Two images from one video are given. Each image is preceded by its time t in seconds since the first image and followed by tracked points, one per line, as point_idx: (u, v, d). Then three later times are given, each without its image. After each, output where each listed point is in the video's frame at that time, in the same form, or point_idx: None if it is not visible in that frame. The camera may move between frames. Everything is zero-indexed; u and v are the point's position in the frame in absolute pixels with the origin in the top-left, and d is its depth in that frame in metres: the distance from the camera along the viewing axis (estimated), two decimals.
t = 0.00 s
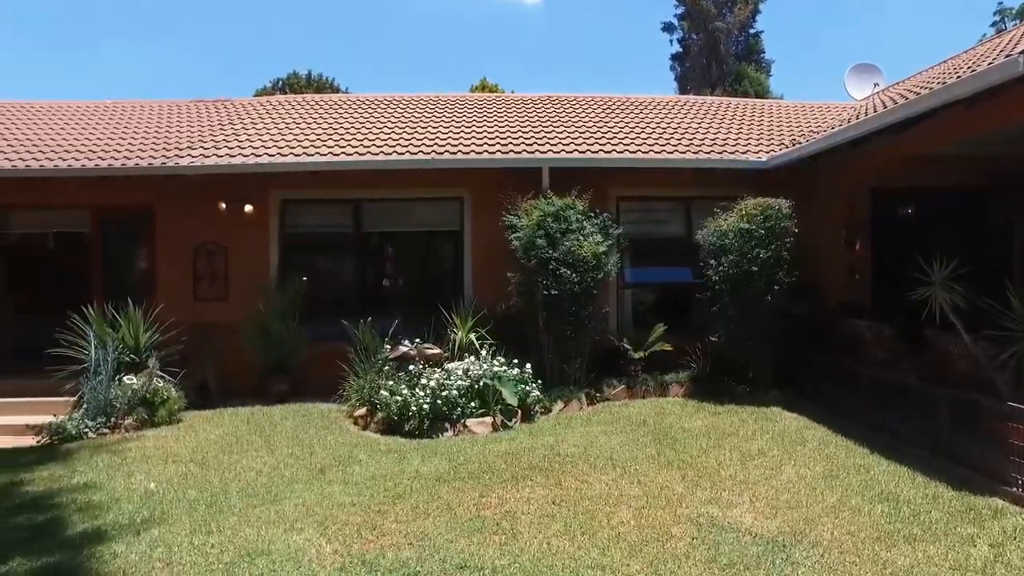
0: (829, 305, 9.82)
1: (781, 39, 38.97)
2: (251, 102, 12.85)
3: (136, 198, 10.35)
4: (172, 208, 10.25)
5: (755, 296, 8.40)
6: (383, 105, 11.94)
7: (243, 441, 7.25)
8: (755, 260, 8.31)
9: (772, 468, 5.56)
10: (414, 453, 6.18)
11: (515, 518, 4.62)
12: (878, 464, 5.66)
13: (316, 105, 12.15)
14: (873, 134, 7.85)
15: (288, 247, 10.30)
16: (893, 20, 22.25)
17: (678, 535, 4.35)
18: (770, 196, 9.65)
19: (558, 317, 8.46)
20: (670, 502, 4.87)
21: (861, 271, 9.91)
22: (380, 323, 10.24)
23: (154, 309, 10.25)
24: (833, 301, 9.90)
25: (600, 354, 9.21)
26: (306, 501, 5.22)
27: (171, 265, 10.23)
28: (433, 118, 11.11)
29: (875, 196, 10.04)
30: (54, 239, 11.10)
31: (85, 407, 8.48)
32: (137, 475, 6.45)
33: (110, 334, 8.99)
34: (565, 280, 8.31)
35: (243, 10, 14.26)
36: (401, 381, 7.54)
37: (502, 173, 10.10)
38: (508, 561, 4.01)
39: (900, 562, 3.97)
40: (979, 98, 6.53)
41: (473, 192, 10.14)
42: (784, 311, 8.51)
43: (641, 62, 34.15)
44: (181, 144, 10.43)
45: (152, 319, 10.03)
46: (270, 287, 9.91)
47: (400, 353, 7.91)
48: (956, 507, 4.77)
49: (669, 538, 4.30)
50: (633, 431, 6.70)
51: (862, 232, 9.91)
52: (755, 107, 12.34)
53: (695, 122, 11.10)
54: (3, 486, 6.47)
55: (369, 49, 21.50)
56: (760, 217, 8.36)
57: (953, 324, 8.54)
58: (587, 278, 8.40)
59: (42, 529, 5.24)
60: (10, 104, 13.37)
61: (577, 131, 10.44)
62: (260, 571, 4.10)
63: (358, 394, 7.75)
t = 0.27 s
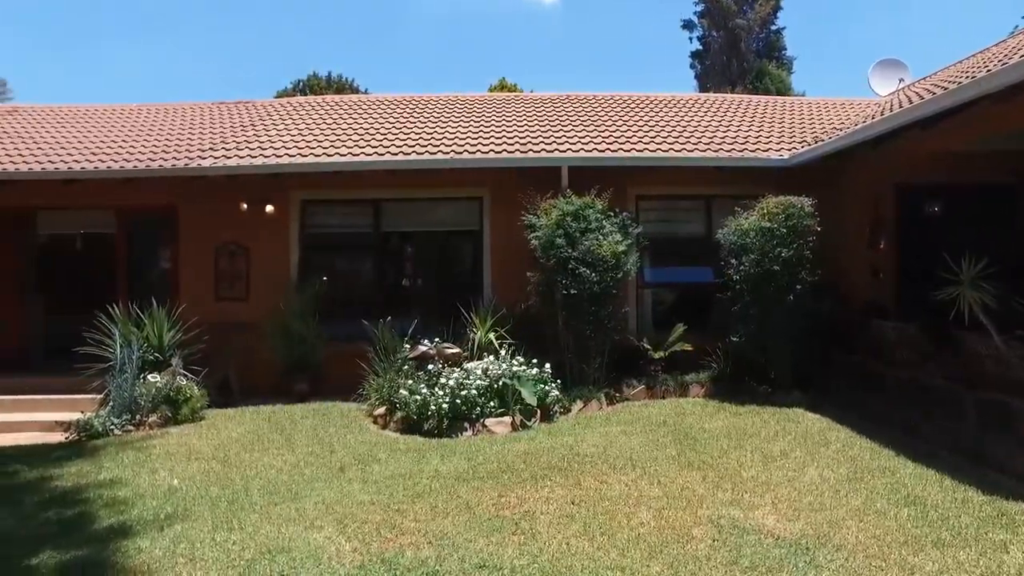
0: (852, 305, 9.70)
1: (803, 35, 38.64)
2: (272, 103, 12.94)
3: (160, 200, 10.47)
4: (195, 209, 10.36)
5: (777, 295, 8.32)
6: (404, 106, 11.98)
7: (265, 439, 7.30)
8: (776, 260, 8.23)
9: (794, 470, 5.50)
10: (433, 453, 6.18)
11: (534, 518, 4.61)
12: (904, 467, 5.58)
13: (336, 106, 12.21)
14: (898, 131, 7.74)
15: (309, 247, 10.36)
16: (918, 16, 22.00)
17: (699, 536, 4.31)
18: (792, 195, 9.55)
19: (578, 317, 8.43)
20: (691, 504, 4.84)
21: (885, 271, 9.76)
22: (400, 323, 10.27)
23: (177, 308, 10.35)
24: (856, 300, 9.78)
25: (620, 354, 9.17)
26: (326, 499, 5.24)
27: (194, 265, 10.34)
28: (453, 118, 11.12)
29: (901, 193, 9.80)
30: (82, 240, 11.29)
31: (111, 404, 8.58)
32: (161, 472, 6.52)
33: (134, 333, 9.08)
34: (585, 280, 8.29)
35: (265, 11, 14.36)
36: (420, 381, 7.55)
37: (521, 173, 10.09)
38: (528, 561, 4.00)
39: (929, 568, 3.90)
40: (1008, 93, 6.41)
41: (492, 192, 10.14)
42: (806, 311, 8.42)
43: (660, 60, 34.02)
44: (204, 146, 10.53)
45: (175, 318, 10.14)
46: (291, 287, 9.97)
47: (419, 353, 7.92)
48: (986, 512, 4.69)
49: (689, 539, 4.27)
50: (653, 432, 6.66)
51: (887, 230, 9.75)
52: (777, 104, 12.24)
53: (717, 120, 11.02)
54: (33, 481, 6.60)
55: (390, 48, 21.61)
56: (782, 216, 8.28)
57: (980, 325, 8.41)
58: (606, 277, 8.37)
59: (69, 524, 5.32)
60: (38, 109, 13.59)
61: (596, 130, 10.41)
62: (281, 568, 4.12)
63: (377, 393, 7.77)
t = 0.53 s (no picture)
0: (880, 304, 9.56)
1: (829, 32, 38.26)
2: (298, 105, 13.05)
3: (187, 202, 10.61)
4: (222, 211, 10.49)
5: (803, 296, 8.22)
6: (428, 106, 12.02)
7: (289, 437, 7.36)
8: (802, 259, 8.14)
9: (821, 473, 5.43)
10: (455, 453, 6.19)
11: (556, 519, 4.60)
12: (935, 471, 5.48)
13: (361, 107, 12.29)
14: (927, 128, 7.62)
15: (332, 248, 10.42)
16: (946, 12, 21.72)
17: (723, 539, 4.28)
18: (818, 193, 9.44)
19: (601, 317, 8.40)
20: (715, 506, 4.80)
21: (916, 270, 9.53)
22: (423, 323, 10.29)
23: (204, 308, 10.49)
24: (885, 300, 9.63)
25: (643, 355, 9.13)
26: (349, 498, 5.26)
27: (220, 266, 10.46)
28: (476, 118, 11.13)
29: (932, 192, 9.64)
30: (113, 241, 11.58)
31: (141, 402, 8.72)
32: (188, 469, 6.60)
33: (163, 333, 9.19)
34: (607, 280, 8.26)
35: (290, 14, 14.48)
36: (443, 380, 7.56)
37: (544, 172, 10.07)
38: (550, 562, 3.99)
39: None
40: None
41: (515, 192, 10.13)
42: (833, 311, 8.31)
43: (683, 58, 33.86)
44: (230, 148, 10.65)
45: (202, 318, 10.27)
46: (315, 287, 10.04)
47: (442, 353, 7.95)
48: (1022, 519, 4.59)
49: (713, 542, 4.23)
50: (676, 433, 6.61)
51: (917, 229, 9.56)
52: (804, 101, 12.10)
53: (742, 118, 10.92)
54: (67, 477, 6.75)
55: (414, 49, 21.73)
56: (808, 215, 8.19)
57: (1013, 326, 8.24)
58: (629, 277, 8.33)
59: (100, 520, 5.42)
60: (70, 113, 13.86)
61: (620, 129, 10.36)
62: (305, 566, 4.14)
63: (400, 393, 7.80)
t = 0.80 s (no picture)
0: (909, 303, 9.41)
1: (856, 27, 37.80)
2: (322, 107, 13.14)
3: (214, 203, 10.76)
4: (248, 212, 10.62)
5: (829, 296, 8.13)
6: (451, 106, 12.05)
7: (313, 436, 7.42)
8: (829, 258, 8.05)
9: (848, 476, 5.37)
10: (478, 452, 6.19)
11: (579, 519, 4.59)
12: (967, 475, 5.38)
13: (384, 108, 12.35)
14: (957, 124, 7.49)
15: (356, 248, 10.49)
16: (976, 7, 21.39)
17: (748, 542, 4.24)
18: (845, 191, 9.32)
19: (624, 317, 8.37)
20: (739, 508, 4.76)
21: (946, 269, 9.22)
22: (445, 323, 10.32)
23: (230, 308, 10.61)
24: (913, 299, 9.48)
25: (665, 355, 9.09)
26: (372, 496, 5.29)
27: (246, 266, 10.58)
28: (499, 118, 11.14)
29: (965, 188, 9.54)
30: (143, 242, 11.45)
31: (169, 400, 8.82)
32: (215, 466, 6.68)
33: (190, 332, 9.30)
34: (630, 280, 8.23)
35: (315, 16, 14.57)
36: (466, 380, 7.58)
37: (566, 172, 10.04)
38: (572, 562, 3.99)
39: None
40: None
41: (537, 191, 10.12)
42: (859, 311, 8.22)
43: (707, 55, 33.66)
44: (255, 150, 10.77)
45: (228, 318, 10.39)
46: (339, 287, 10.11)
47: (464, 353, 7.97)
48: None
49: (738, 545, 4.19)
50: (700, 434, 6.57)
51: (946, 228, 9.30)
52: (831, 98, 11.96)
53: (767, 116, 10.81)
54: (98, 473, 6.88)
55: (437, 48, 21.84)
56: (835, 213, 8.10)
57: None
58: (652, 277, 8.29)
59: (130, 515, 5.52)
60: (101, 118, 14.09)
61: (643, 128, 10.32)
62: (329, 563, 4.18)
63: (422, 392, 7.83)
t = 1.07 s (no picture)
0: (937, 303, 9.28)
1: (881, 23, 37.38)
2: (344, 108, 13.21)
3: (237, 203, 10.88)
4: (271, 213, 10.72)
5: (853, 296, 8.05)
6: (472, 107, 12.08)
7: (335, 435, 7.47)
8: (853, 258, 7.97)
9: (874, 479, 5.31)
10: (498, 452, 6.20)
11: (600, 520, 4.59)
12: (997, 479, 5.29)
13: (406, 108, 12.41)
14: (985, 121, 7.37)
15: (377, 248, 10.54)
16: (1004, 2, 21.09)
17: (771, 545, 4.21)
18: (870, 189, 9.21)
19: (645, 317, 8.34)
20: (762, 510, 4.73)
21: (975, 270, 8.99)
22: (466, 323, 10.34)
23: (253, 308, 10.71)
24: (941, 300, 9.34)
25: (687, 356, 9.05)
26: (394, 495, 5.32)
27: (269, 266, 10.68)
28: (520, 118, 11.14)
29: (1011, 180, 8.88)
30: (168, 244, 11.74)
31: (194, 399, 8.95)
32: (239, 463, 6.75)
33: (214, 331, 9.40)
34: (651, 280, 8.19)
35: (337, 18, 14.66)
36: (486, 380, 7.59)
37: (587, 171, 10.02)
38: (593, 563, 3.98)
39: None
40: None
41: (558, 191, 10.11)
42: (884, 311, 8.12)
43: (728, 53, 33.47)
44: (278, 151, 10.86)
45: (251, 317, 10.49)
46: (360, 287, 10.17)
47: (485, 352, 7.97)
48: None
49: (761, 547, 4.17)
50: (721, 435, 6.53)
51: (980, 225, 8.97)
52: (856, 95, 11.83)
53: (790, 114, 10.72)
54: (126, 470, 6.99)
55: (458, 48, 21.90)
56: (860, 212, 8.02)
57: None
58: (673, 277, 8.25)
59: (156, 511, 5.60)
60: (129, 121, 14.29)
61: (665, 127, 10.27)
62: (351, 561, 4.21)
63: (443, 392, 7.86)
